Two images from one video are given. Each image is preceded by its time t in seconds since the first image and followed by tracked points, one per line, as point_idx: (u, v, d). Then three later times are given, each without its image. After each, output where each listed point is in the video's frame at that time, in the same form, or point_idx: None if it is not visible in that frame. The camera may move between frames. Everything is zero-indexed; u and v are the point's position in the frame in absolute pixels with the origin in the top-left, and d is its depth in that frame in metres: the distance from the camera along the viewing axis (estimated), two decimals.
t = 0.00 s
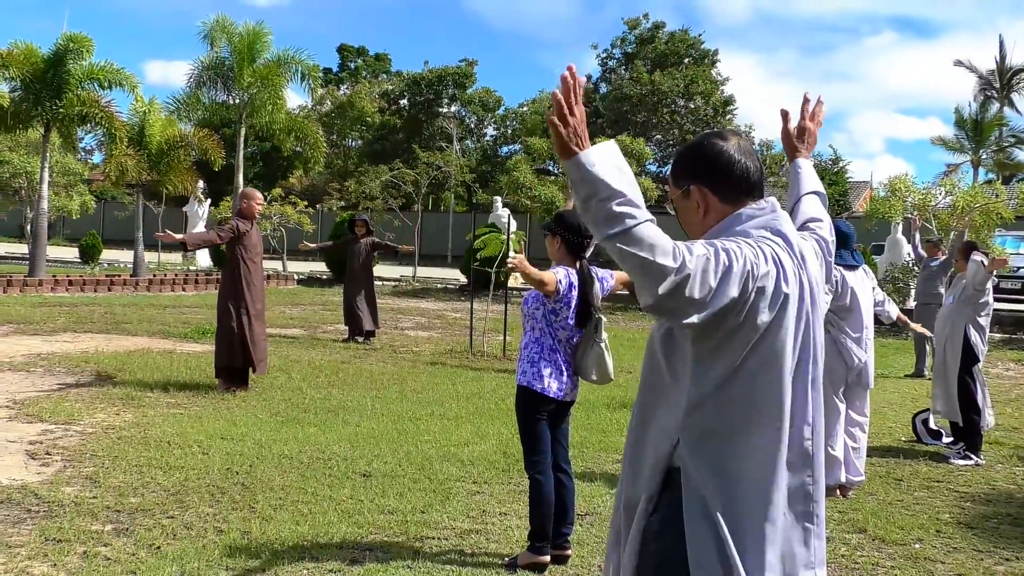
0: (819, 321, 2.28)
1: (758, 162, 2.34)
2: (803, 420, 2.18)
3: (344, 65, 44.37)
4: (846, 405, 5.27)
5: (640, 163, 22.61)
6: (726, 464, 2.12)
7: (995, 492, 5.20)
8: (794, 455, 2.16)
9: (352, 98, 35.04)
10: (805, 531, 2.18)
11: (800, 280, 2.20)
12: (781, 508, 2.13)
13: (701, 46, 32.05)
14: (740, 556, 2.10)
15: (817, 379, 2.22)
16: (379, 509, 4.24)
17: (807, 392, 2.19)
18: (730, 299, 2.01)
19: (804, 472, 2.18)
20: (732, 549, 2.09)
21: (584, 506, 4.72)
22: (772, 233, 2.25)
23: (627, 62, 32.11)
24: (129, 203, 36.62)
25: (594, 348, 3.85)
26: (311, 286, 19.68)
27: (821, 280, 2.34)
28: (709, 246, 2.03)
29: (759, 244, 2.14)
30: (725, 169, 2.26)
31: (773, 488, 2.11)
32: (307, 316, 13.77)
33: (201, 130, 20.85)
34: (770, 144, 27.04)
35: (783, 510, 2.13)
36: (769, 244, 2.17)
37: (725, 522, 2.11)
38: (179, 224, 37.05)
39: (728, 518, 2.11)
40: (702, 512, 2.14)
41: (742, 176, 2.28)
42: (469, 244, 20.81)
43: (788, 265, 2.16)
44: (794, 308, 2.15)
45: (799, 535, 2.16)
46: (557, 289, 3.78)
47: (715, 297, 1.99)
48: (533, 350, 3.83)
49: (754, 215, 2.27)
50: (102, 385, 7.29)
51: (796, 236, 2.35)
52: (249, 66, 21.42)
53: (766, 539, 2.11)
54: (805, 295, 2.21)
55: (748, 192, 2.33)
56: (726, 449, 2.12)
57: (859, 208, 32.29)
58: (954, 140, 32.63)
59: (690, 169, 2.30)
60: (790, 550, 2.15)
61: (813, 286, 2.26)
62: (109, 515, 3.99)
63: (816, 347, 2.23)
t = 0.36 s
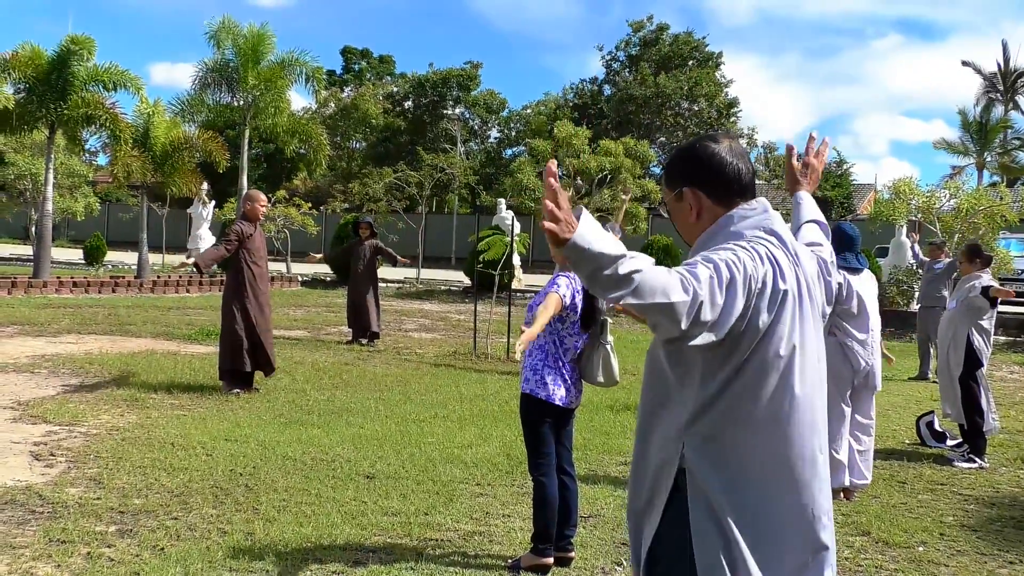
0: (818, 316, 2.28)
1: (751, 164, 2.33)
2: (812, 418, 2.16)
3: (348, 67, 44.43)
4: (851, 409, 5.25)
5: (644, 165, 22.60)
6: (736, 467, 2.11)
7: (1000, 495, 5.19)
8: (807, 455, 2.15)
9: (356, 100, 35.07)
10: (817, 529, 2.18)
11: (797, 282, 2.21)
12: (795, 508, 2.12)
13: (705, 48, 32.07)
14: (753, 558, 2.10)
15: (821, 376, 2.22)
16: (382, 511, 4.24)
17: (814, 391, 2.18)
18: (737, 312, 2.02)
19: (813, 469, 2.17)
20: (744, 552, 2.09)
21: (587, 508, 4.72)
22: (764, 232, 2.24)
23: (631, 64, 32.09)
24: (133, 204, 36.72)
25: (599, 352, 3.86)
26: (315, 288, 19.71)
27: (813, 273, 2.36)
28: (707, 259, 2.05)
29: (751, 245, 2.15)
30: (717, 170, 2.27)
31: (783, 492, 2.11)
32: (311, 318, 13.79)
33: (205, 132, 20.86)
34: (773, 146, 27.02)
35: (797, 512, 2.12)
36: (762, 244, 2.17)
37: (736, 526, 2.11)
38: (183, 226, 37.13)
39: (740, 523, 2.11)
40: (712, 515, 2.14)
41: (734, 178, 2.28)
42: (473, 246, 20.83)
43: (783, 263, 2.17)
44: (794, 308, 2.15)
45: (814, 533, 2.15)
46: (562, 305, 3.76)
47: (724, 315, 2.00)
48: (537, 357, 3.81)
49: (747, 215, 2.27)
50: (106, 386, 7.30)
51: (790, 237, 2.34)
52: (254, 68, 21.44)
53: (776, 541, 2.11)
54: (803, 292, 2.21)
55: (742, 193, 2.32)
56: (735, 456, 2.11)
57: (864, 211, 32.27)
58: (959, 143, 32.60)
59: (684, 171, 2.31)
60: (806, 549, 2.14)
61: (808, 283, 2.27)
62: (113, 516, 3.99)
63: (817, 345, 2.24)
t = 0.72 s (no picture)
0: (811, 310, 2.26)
1: (739, 167, 2.35)
2: (810, 416, 2.15)
3: (348, 69, 44.47)
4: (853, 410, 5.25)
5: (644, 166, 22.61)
6: (737, 473, 2.10)
7: (1000, 496, 5.19)
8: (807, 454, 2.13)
9: (356, 102, 35.09)
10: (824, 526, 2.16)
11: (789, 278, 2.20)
12: (799, 509, 2.10)
13: (706, 50, 32.12)
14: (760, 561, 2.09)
15: (818, 373, 2.20)
16: (383, 513, 4.24)
17: (811, 389, 2.17)
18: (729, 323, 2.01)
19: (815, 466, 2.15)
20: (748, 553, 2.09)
21: (588, 510, 4.72)
22: (752, 233, 2.24)
23: (632, 66, 32.11)
24: (134, 207, 36.76)
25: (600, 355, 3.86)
26: (315, 291, 19.72)
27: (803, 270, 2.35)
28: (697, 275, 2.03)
29: (738, 246, 2.15)
30: (706, 174, 2.29)
31: (786, 493, 2.09)
32: (312, 321, 13.78)
33: (206, 134, 20.86)
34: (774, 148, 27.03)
35: (801, 513, 2.10)
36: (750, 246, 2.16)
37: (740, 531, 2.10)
38: (183, 229, 37.15)
39: (743, 527, 2.10)
40: (714, 519, 2.15)
41: (722, 180, 2.30)
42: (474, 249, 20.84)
43: (772, 261, 2.17)
44: (786, 305, 2.15)
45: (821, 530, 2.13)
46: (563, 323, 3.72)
47: (723, 331, 1.99)
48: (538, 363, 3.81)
49: (734, 216, 2.27)
50: (106, 389, 7.30)
51: (779, 240, 2.34)
52: (255, 70, 21.43)
53: (783, 542, 2.09)
54: (794, 289, 2.21)
55: (730, 194, 2.33)
56: (735, 460, 2.10)
57: (864, 212, 32.31)
58: (959, 144, 32.64)
59: (672, 173, 2.33)
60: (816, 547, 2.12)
61: (798, 278, 2.26)
62: (114, 518, 4.00)
63: (811, 341, 2.23)
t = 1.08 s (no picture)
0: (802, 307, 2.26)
1: (727, 169, 2.37)
2: (808, 412, 2.14)
3: (346, 71, 44.51)
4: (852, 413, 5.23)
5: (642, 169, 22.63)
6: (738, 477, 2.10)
7: (999, 499, 5.18)
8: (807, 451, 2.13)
9: (355, 104, 35.10)
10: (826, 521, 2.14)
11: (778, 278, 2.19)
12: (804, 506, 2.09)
13: (705, 53, 32.18)
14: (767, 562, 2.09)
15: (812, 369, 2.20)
16: (382, 515, 4.24)
17: (806, 386, 2.17)
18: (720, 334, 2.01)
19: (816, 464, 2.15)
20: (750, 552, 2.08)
21: (586, 513, 4.71)
22: (737, 235, 2.25)
23: (631, 68, 32.13)
24: (132, 209, 36.76)
25: (598, 356, 3.92)
26: (314, 293, 19.72)
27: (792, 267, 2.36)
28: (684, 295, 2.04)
29: (723, 249, 2.16)
30: (694, 175, 2.31)
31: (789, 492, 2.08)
32: (310, 323, 13.77)
33: (205, 136, 20.90)
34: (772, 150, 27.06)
35: (806, 509, 2.09)
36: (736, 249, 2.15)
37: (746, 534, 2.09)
38: (182, 230, 37.16)
39: (750, 530, 2.09)
40: (719, 523, 2.14)
41: (711, 181, 2.32)
42: (472, 251, 20.84)
43: (759, 259, 2.16)
44: (776, 302, 2.15)
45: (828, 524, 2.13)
46: (555, 326, 3.72)
47: (716, 345, 2.00)
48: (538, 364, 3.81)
49: (719, 217, 2.28)
50: (105, 391, 7.29)
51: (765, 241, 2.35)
52: (253, 72, 21.43)
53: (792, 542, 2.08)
54: (783, 284, 2.21)
55: (718, 196, 2.35)
56: (734, 464, 2.10)
57: (863, 215, 32.36)
58: (957, 147, 32.66)
59: (660, 176, 2.35)
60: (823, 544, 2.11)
61: (787, 275, 2.26)
62: (113, 520, 3.99)
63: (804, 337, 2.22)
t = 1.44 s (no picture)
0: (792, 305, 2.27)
1: (723, 171, 2.37)
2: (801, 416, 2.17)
3: (348, 73, 44.55)
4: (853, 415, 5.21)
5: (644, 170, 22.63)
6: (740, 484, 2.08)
7: (1000, 501, 5.17)
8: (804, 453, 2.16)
9: (356, 106, 35.12)
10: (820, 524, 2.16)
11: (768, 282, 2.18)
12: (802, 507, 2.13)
13: (707, 55, 32.19)
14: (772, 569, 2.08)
15: (804, 372, 2.22)
16: (383, 516, 4.23)
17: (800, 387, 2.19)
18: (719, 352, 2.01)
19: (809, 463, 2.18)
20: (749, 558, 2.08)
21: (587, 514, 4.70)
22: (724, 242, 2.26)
23: (633, 70, 32.15)
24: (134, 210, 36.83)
25: (605, 357, 3.90)
26: (316, 294, 19.73)
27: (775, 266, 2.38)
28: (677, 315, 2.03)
29: (713, 256, 2.13)
30: (690, 176, 2.31)
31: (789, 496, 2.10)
32: (312, 324, 13.77)
33: (207, 137, 20.94)
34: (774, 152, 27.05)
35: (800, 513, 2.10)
36: (728, 257, 2.13)
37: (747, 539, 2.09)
38: (184, 231, 37.20)
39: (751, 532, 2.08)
40: (717, 532, 2.13)
41: (706, 183, 2.32)
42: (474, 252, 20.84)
43: (751, 264, 2.15)
44: (769, 305, 2.14)
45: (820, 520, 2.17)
46: (551, 328, 3.75)
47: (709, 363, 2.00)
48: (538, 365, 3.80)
49: (712, 223, 2.29)
50: (106, 393, 7.28)
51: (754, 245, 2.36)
52: (256, 73, 21.44)
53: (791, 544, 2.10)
54: (773, 287, 2.20)
55: (714, 200, 2.35)
56: (733, 471, 2.08)
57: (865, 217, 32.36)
58: (960, 149, 32.65)
59: (656, 176, 2.36)
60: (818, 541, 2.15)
61: (775, 277, 2.25)
62: (113, 521, 3.99)
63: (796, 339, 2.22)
